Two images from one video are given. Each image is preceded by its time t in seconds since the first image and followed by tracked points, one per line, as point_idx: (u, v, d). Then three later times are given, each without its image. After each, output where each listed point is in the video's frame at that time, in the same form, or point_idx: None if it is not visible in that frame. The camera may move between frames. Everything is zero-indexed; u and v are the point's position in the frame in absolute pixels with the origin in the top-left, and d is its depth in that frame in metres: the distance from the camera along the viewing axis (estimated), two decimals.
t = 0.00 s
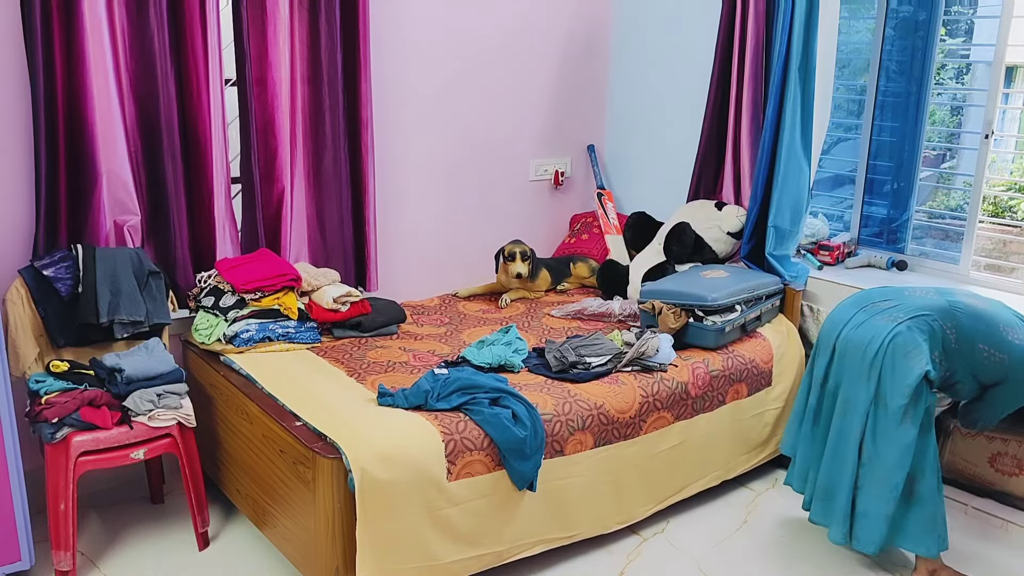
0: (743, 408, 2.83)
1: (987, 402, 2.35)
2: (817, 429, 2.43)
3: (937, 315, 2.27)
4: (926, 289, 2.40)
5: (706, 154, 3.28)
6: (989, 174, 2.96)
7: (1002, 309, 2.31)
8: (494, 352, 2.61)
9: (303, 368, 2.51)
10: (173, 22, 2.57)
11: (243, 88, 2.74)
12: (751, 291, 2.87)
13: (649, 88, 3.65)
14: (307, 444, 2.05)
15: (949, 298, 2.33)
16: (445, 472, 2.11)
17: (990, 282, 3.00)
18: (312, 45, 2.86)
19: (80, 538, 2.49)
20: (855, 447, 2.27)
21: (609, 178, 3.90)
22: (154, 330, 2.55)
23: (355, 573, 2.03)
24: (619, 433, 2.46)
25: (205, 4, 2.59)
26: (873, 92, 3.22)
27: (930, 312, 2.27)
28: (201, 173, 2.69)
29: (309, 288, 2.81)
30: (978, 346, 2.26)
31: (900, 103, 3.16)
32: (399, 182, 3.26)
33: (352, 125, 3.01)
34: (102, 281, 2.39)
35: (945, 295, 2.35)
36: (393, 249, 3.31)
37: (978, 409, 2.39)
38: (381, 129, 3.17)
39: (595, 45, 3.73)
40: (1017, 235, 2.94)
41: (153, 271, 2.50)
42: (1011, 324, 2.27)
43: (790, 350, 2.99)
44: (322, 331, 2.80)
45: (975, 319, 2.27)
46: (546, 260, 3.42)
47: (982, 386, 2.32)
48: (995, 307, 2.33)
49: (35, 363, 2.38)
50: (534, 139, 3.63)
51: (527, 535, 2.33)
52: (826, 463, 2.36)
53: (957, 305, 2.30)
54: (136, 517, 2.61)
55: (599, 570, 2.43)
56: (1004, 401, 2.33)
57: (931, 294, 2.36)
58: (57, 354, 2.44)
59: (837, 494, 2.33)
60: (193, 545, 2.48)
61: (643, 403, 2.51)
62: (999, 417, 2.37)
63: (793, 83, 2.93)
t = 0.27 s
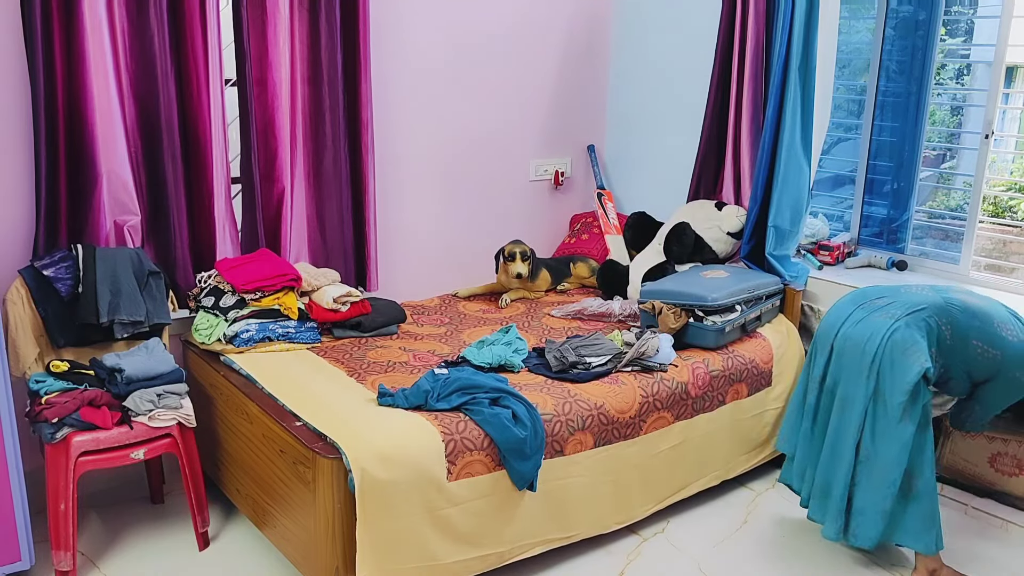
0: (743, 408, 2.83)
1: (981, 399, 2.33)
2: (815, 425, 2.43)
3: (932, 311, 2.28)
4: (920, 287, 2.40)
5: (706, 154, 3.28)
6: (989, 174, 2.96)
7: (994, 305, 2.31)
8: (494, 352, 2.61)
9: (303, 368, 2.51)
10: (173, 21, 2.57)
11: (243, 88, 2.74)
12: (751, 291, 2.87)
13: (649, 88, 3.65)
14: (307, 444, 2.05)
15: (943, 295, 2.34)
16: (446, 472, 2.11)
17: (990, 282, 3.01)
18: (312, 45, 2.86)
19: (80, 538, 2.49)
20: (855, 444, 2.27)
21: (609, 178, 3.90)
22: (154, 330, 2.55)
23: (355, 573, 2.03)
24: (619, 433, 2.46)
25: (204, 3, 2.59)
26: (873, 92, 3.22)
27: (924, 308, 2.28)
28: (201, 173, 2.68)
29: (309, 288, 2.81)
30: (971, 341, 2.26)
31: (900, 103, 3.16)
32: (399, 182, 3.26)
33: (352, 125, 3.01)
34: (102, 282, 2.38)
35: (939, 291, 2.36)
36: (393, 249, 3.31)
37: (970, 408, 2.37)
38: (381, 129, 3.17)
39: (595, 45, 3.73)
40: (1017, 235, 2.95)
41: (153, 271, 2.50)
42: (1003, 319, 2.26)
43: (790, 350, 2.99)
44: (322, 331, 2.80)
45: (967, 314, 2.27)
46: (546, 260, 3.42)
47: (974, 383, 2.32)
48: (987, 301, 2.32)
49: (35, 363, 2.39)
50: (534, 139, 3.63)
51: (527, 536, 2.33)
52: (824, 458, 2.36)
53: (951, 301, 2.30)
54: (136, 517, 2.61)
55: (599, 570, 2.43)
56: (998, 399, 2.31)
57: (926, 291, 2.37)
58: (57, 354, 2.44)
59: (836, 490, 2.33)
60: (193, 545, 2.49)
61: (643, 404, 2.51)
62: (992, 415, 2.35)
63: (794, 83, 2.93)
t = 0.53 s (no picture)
0: (743, 408, 2.83)
1: (998, 376, 2.27)
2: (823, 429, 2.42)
3: (932, 302, 2.25)
4: (912, 278, 2.38)
5: (706, 154, 3.28)
6: (989, 174, 2.96)
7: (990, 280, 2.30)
8: (494, 352, 2.61)
9: (303, 368, 2.51)
10: (173, 21, 2.57)
11: (243, 88, 2.74)
12: (752, 291, 2.87)
13: (649, 88, 3.65)
14: (307, 444, 2.05)
15: (937, 280, 2.32)
16: (446, 472, 2.11)
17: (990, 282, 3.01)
18: (312, 45, 2.86)
19: (80, 538, 2.49)
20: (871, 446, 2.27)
21: (609, 178, 3.90)
22: (154, 329, 2.55)
23: (355, 573, 2.03)
24: (619, 433, 2.46)
25: (204, 3, 2.59)
26: (873, 92, 3.22)
27: (922, 300, 2.26)
28: (201, 173, 2.68)
29: (309, 288, 2.81)
30: (978, 322, 2.25)
31: (900, 103, 3.16)
32: (399, 182, 3.26)
33: (352, 125, 3.01)
34: (102, 281, 2.38)
35: (932, 278, 2.34)
36: (393, 249, 3.31)
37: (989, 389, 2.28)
38: (381, 129, 3.17)
39: (595, 45, 3.73)
40: (1017, 236, 2.95)
41: (153, 271, 2.50)
42: (1004, 292, 2.26)
43: (790, 350, 2.99)
44: (322, 331, 2.80)
45: (969, 296, 2.26)
46: (546, 260, 3.42)
47: (987, 359, 2.30)
48: (981, 277, 2.31)
49: (35, 363, 2.38)
50: (534, 139, 3.63)
51: (526, 536, 2.33)
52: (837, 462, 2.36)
53: (948, 287, 2.28)
54: (136, 517, 2.61)
55: (598, 569, 2.43)
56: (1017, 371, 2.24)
57: (918, 282, 2.34)
58: (57, 354, 2.44)
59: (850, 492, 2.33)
60: (193, 545, 2.49)
61: (643, 404, 2.51)
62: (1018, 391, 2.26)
63: (794, 83, 2.93)
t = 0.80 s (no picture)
0: (743, 408, 2.83)
1: None
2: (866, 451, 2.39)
3: (968, 296, 2.17)
4: (924, 271, 2.27)
5: (706, 154, 3.28)
6: (989, 175, 2.94)
7: (986, 231, 2.19)
8: (494, 352, 2.61)
9: (303, 368, 2.51)
10: (173, 21, 2.57)
11: (243, 88, 2.74)
12: (752, 291, 2.87)
13: (649, 87, 3.65)
14: (307, 444, 2.05)
15: (948, 264, 2.21)
16: (445, 472, 2.11)
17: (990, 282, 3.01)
18: (312, 45, 2.86)
19: (80, 538, 2.49)
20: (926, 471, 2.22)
21: (609, 178, 3.90)
22: (154, 330, 2.55)
23: (355, 573, 2.03)
24: (619, 433, 2.46)
25: (205, 4, 2.59)
26: (873, 92, 3.22)
27: (958, 299, 2.18)
28: (201, 174, 2.68)
29: (309, 288, 2.82)
30: (1013, 289, 2.17)
31: (900, 103, 3.17)
32: (399, 182, 3.26)
33: (352, 125, 3.01)
34: (102, 281, 2.38)
35: (943, 263, 2.23)
36: (394, 249, 3.31)
37: None
38: (381, 129, 3.17)
39: (595, 45, 3.73)
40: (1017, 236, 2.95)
41: (153, 271, 2.50)
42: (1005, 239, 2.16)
43: (790, 350, 2.99)
44: (322, 331, 2.80)
45: (993, 268, 2.15)
46: (546, 260, 3.42)
47: None
48: (974, 233, 2.21)
49: (35, 363, 2.38)
50: (534, 139, 3.64)
51: (526, 535, 2.33)
52: (882, 483, 2.34)
53: (963, 269, 2.18)
54: (136, 517, 2.61)
55: (598, 569, 2.43)
56: None
57: (937, 280, 2.22)
58: (57, 354, 2.44)
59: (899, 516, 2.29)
60: (193, 545, 2.49)
61: (643, 403, 2.51)
62: None
63: (793, 83, 2.93)
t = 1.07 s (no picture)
0: (743, 408, 2.83)
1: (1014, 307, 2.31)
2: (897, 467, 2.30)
3: (969, 290, 2.19)
4: (912, 274, 2.26)
5: (707, 154, 3.28)
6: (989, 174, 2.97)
7: (952, 224, 2.23)
8: (494, 352, 2.61)
9: (303, 368, 2.51)
10: (173, 21, 2.57)
11: (243, 88, 2.74)
12: (751, 291, 2.87)
13: (649, 87, 3.65)
14: (307, 444, 2.05)
15: (934, 262, 2.22)
16: (445, 472, 2.11)
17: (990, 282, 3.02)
18: (312, 45, 2.86)
19: (80, 538, 2.50)
20: (976, 470, 2.21)
21: (609, 178, 3.90)
22: (154, 330, 2.55)
23: (355, 573, 2.03)
24: (618, 433, 2.46)
25: (205, 4, 2.59)
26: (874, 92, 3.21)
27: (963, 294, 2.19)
28: (201, 174, 2.69)
29: (309, 288, 2.82)
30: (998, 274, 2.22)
31: (900, 103, 3.16)
32: (399, 182, 3.26)
33: (352, 125, 3.01)
34: (102, 281, 2.38)
35: (929, 262, 2.22)
36: (394, 249, 3.31)
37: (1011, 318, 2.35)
38: (381, 129, 3.17)
39: (595, 45, 3.73)
40: (1017, 236, 2.95)
41: (153, 271, 2.50)
42: (970, 229, 2.21)
43: (789, 350, 2.99)
44: (322, 331, 2.80)
45: (981, 258, 2.19)
46: (546, 260, 3.42)
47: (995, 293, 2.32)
48: (940, 228, 2.24)
49: (35, 363, 2.38)
50: (534, 139, 3.64)
51: (526, 535, 2.33)
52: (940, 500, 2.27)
53: (954, 264, 2.19)
54: (136, 517, 2.61)
55: (598, 569, 2.43)
56: None
57: (934, 280, 2.21)
58: (57, 354, 2.44)
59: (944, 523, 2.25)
60: (193, 545, 2.49)
61: (642, 403, 2.51)
62: None
63: (793, 83, 2.93)
